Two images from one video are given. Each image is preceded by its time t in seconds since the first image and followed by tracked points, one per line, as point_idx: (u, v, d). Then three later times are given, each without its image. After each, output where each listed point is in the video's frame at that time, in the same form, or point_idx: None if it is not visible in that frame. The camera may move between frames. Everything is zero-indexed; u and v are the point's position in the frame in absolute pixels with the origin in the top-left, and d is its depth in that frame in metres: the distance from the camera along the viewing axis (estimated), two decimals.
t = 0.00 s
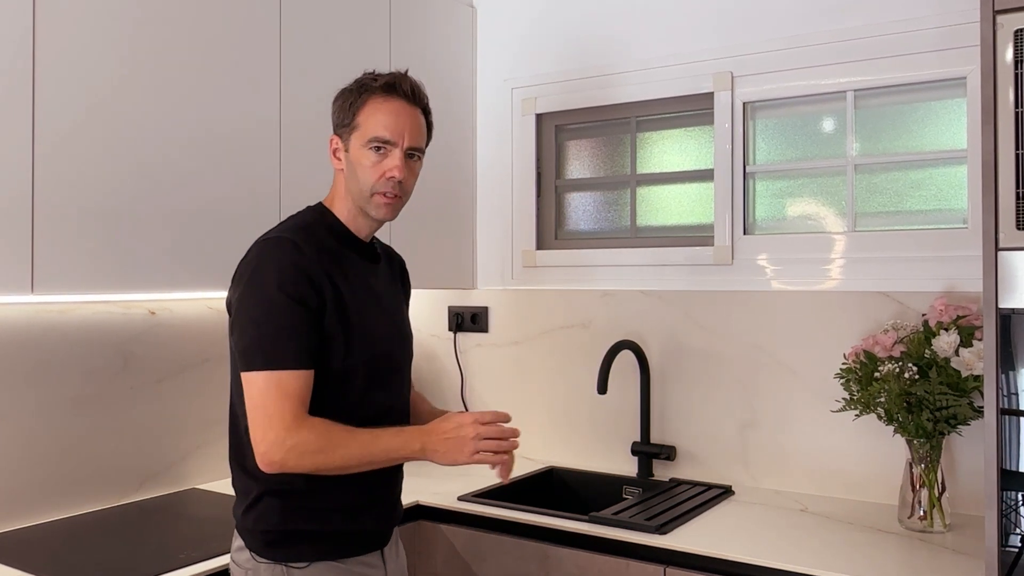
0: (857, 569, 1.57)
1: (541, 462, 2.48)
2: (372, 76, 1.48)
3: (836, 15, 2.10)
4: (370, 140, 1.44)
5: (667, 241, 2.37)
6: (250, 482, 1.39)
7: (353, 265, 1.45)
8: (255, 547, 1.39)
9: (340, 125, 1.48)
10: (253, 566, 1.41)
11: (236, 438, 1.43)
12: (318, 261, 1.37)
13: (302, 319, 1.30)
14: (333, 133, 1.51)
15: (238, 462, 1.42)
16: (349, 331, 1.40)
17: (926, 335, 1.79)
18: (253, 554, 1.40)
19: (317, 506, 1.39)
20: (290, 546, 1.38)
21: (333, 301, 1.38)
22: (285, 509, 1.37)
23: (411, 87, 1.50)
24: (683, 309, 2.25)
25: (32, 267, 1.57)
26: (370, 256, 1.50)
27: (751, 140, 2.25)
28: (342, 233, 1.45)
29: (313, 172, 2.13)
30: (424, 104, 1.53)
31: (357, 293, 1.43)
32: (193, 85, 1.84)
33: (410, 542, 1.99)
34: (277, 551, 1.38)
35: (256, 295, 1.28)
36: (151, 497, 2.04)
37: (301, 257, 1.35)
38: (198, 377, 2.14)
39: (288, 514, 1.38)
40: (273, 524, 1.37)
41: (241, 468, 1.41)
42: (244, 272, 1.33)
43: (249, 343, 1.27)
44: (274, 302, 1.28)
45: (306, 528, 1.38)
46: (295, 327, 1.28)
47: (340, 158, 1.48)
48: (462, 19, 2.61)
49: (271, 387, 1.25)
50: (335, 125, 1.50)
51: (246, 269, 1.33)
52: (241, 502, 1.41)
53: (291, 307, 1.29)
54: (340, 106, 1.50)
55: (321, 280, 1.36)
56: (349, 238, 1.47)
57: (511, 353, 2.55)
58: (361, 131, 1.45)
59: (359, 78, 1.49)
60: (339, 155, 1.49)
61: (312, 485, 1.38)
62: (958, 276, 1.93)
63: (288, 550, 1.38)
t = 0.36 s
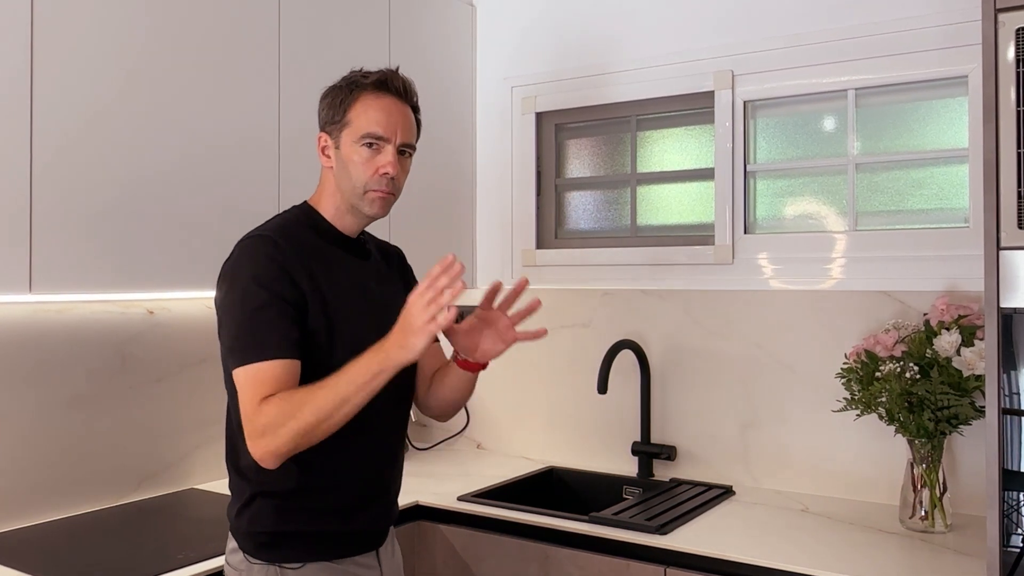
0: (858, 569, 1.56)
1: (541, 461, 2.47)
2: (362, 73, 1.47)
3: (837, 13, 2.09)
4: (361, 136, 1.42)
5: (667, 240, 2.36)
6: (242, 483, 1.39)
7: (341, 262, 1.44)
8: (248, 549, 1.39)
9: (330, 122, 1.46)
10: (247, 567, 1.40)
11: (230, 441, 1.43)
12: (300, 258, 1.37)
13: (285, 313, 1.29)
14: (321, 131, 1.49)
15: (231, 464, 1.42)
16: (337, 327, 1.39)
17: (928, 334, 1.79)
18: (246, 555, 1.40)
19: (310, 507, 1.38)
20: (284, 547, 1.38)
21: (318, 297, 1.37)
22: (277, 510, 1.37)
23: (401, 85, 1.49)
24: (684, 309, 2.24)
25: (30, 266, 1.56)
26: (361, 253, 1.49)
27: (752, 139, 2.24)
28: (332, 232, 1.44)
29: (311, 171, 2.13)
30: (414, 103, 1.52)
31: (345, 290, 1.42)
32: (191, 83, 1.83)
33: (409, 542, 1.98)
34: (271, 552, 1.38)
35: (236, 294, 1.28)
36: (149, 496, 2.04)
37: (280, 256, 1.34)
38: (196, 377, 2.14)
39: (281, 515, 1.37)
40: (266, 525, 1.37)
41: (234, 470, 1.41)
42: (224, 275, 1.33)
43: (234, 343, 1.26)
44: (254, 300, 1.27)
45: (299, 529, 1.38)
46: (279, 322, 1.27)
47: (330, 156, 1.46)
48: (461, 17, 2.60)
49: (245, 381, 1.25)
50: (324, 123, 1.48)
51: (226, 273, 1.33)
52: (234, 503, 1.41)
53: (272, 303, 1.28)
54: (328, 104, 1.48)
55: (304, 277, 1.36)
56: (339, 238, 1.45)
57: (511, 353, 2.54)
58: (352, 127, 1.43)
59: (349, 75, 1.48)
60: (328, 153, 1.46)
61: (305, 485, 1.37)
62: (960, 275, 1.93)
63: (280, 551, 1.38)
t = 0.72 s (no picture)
0: (860, 569, 1.55)
1: (541, 461, 2.46)
2: (371, 73, 1.41)
3: (838, 12, 2.08)
4: (372, 141, 1.38)
5: (667, 240, 2.36)
6: (231, 483, 1.40)
7: (329, 264, 1.43)
8: (237, 548, 1.39)
9: (332, 120, 1.41)
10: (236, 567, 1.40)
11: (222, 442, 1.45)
12: (283, 263, 1.37)
13: (262, 322, 1.29)
14: (320, 126, 1.43)
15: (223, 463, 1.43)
16: (322, 331, 1.39)
17: (929, 334, 1.78)
18: (235, 554, 1.40)
19: (297, 507, 1.38)
20: (270, 547, 1.38)
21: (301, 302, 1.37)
22: (263, 510, 1.37)
23: (409, 86, 1.45)
24: (684, 308, 2.24)
25: (28, 265, 1.56)
26: (353, 253, 1.48)
27: (752, 138, 2.23)
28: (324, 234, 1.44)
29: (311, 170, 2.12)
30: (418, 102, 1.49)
31: (332, 293, 1.41)
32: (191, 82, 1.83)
33: (409, 542, 1.98)
34: (257, 552, 1.38)
35: (215, 302, 1.29)
36: (148, 497, 2.03)
37: (262, 262, 1.35)
38: (195, 377, 2.13)
39: (266, 515, 1.37)
40: (252, 525, 1.37)
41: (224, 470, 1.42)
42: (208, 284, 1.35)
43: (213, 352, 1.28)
44: (232, 309, 1.28)
45: (285, 530, 1.37)
46: (256, 331, 1.28)
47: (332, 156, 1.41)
48: (461, 16, 2.60)
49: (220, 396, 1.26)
50: (324, 119, 1.42)
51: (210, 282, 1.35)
52: (224, 502, 1.42)
53: (250, 311, 1.29)
54: (330, 99, 1.42)
55: (287, 282, 1.36)
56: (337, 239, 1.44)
57: (511, 352, 2.54)
58: (360, 131, 1.38)
59: (355, 72, 1.42)
60: (331, 152, 1.42)
61: (293, 487, 1.37)
62: (961, 274, 1.92)
63: (266, 551, 1.38)
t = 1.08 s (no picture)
0: (862, 570, 1.55)
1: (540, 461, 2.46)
2: (436, 98, 1.44)
3: (839, 10, 2.08)
4: (432, 168, 1.46)
5: (667, 239, 2.35)
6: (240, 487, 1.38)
7: (337, 269, 1.42)
8: (247, 552, 1.37)
9: (398, 139, 1.40)
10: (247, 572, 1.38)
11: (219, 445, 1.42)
12: (296, 265, 1.35)
13: (272, 332, 1.29)
14: (378, 135, 1.39)
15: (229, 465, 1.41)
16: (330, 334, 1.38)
17: (931, 333, 1.77)
18: (246, 559, 1.38)
19: (307, 509, 1.37)
20: (282, 550, 1.36)
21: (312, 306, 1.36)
22: (277, 513, 1.36)
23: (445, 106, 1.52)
24: (685, 307, 2.23)
25: (27, 265, 1.55)
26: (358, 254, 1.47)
27: (753, 136, 2.23)
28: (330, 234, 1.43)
29: (310, 169, 2.11)
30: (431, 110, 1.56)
31: (341, 298, 1.41)
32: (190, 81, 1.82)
33: (408, 542, 1.98)
34: (269, 556, 1.36)
35: (226, 314, 1.27)
36: (147, 496, 2.03)
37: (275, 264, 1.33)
38: (194, 377, 2.12)
39: (279, 518, 1.36)
40: (264, 529, 1.35)
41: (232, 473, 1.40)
42: (218, 284, 1.32)
43: (223, 360, 1.26)
44: (247, 325, 1.26)
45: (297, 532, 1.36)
46: (267, 342, 1.27)
47: (389, 173, 1.42)
48: (461, 14, 2.59)
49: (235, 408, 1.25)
50: (384, 132, 1.39)
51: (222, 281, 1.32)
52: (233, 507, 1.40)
53: (261, 319, 1.28)
54: (394, 114, 1.39)
55: (299, 286, 1.34)
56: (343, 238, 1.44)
57: (511, 352, 2.53)
58: (426, 157, 1.44)
59: (421, 93, 1.42)
60: (386, 167, 1.41)
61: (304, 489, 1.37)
62: (963, 273, 1.92)
63: (279, 554, 1.36)
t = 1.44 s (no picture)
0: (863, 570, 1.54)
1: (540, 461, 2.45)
2: (480, 116, 1.48)
3: (839, 9, 2.07)
4: (471, 182, 1.49)
5: (668, 238, 2.35)
6: (282, 486, 1.39)
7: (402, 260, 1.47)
8: (283, 554, 1.40)
9: (441, 150, 1.43)
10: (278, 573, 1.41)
11: (269, 439, 1.42)
12: (385, 264, 1.37)
13: (393, 325, 1.31)
14: (423, 145, 1.42)
15: (268, 465, 1.41)
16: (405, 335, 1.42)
17: (932, 333, 1.77)
18: (279, 559, 1.41)
19: (353, 507, 1.41)
20: (322, 551, 1.40)
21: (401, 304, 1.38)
22: (321, 512, 1.39)
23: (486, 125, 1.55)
24: (685, 307, 2.22)
25: (24, 264, 1.54)
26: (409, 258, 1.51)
27: (753, 135, 2.22)
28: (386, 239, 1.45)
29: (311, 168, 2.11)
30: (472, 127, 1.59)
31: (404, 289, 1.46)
32: (189, 79, 1.82)
33: (409, 543, 1.98)
34: (307, 557, 1.39)
35: (349, 295, 1.29)
36: (148, 496, 2.02)
37: (377, 261, 1.34)
38: (193, 377, 2.12)
39: (321, 520, 1.39)
40: (305, 530, 1.38)
41: (272, 473, 1.40)
42: (323, 272, 1.31)
43: (349, 354, 1.28)
44: (376, 305, 1.29)
45: (339, 533, 1.40)
46: (389, 336, 1.30)
47: (431, 182, 1.45)
48: (461, 13, 2.58)
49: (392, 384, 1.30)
50: (429, 142, 1.42)
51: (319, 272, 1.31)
52: (267, 507, 1.41)
53: (385, 312, 1.30)
54: (440, 126, 1.42)
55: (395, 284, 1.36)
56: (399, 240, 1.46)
57: (511, 351, 2.53)
58: (466, 170, 1.47)
59: (467, 108, 1.46)
60: (428, 176, 1.44)
61: (355, 485, 1.41)
62: (965, 273, 1.91)
63: (317, 554, 1.40)
